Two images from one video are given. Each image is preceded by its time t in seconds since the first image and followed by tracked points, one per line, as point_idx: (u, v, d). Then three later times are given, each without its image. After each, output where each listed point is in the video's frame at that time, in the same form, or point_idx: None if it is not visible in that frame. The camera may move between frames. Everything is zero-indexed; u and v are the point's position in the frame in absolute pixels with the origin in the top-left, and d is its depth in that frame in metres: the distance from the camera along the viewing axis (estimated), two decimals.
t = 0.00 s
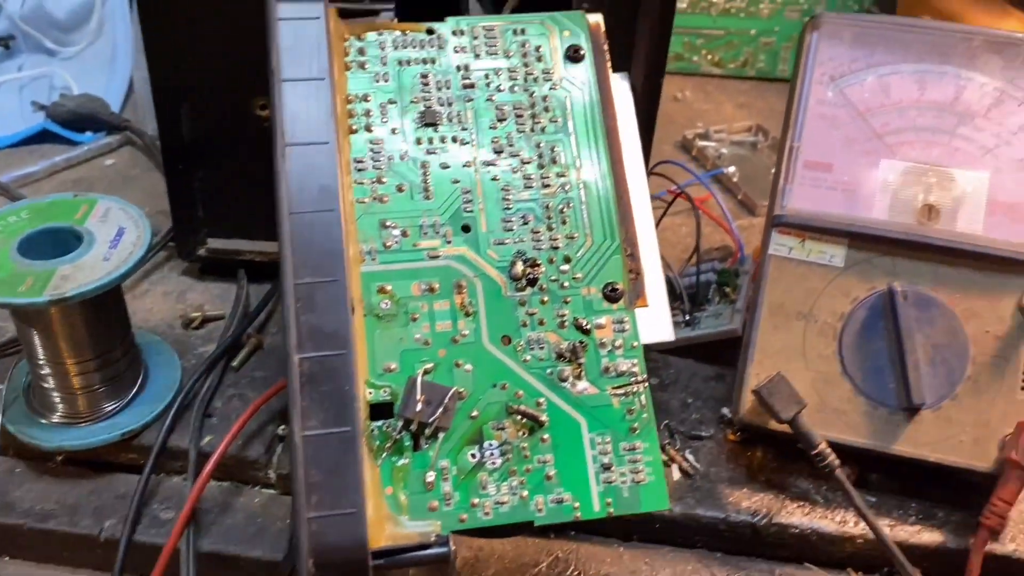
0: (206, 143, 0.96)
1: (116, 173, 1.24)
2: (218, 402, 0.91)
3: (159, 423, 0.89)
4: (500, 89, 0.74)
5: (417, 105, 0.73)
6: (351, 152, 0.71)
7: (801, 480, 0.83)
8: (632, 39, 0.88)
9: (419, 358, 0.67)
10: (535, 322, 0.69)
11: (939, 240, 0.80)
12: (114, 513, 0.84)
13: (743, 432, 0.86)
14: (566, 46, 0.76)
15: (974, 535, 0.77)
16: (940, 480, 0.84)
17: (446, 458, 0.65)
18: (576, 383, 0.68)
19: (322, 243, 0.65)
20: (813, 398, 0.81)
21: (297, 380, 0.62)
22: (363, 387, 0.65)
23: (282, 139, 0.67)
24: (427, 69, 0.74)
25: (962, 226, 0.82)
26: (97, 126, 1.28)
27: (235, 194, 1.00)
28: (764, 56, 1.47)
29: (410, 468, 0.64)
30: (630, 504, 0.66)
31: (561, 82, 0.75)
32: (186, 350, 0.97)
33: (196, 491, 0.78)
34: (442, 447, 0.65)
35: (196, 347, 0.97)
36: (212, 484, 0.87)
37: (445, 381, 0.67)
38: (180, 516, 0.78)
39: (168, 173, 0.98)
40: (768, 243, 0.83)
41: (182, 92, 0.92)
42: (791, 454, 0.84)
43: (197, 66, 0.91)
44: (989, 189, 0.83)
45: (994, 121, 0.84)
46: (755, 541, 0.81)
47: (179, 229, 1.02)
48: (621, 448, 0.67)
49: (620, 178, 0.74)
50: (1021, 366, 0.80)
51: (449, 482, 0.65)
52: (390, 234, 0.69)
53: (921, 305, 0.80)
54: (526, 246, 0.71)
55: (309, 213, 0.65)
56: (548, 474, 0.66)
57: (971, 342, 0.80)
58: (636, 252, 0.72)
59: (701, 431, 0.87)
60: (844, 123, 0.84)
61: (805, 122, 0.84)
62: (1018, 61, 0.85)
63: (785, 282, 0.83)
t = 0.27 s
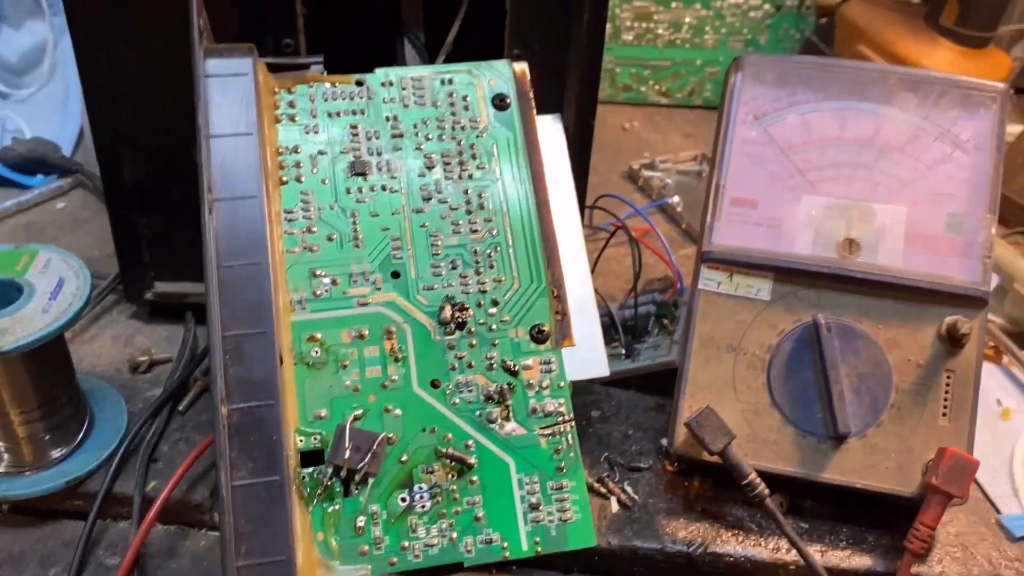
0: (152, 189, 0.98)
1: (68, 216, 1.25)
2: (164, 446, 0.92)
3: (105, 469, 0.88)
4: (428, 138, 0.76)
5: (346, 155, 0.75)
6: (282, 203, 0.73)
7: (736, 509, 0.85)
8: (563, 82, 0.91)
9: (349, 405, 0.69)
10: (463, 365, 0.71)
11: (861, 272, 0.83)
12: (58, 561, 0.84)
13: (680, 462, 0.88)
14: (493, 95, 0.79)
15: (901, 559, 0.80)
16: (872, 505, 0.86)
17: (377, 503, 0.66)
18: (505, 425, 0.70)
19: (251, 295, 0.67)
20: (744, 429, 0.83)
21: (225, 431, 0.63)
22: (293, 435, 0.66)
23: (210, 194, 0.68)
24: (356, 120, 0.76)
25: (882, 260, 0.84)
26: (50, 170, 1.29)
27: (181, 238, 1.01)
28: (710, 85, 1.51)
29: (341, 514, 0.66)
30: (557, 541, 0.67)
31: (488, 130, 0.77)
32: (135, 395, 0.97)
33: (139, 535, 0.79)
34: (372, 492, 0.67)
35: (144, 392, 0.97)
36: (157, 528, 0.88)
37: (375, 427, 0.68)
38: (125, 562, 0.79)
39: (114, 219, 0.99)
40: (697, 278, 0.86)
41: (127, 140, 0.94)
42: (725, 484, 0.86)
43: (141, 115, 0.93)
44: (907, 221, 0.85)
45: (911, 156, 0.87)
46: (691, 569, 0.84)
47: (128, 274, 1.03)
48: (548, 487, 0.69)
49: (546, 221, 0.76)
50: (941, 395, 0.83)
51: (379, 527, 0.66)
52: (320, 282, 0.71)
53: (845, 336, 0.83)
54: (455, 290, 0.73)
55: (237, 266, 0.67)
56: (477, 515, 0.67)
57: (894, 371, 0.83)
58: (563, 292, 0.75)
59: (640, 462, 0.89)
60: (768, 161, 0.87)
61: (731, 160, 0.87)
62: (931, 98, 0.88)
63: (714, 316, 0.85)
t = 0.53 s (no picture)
0: (110, 222, 0.98)
1: (30, 248, 1.25)
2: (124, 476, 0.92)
3: (63, 503, 0.88)
4: (376, 169, 0.77)
5: (294, 187, 0.76)
6: (230, 237, 0.73)
7: (692, 526, 0.86)
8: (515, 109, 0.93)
9: (299, 436, 0.69)
10: (413, 393, 0.72)
11: (808, 290, 0.84)
12: None
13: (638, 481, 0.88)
14: (441, 124, 0.80)
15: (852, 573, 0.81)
16: (824, 518, 0.87)
17: (327, 534, 0.67)
18: (455, 452, 0.70)
19: (198, 329, 0.67)
20: (697, 448, 0.84)
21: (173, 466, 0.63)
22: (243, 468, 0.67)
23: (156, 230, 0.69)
24: (304, 152, 0.77)
25: (829, 278, 0.85)
26: (11, 201, 1.29)
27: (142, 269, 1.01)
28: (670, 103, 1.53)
29: (292, 545, 0.66)
30: (508, 567, 0.68)
31: (436, 159, 0.79)
32: (93, 427, 0.96)
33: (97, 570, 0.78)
34: (323, 523, 0.67)
35: (103, 423, 0.97)
36: (117, 560, 0.87)
37: (325, 457, 0.69)
38: None
39: (71, 252, 0.99)
40: (650, 299, 0.87)
41: (84, 174, 0.95)
42: (680, 500, 0.87)
43: (97, 148, 0.93)
44: (851, 240, 0.86)
45: (856, 175, 0.87)
46: None
47: (86, 305, 1.02)
48: (499, 513, 0.69)
49: (495, 248, 0.77)
50: (890, 409, 0.84)
51: (330, 558, 0.66)
52: (268, 315, 0.72)
53: (793, 353, 0.84)
54: (404, 319, 0.74)
55: (183, 301, 0.68)
56: (428, 543, 0.68)
57: (843, 387, 0.84)
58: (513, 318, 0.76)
59: (599, 482, 0.90)
60: (715, 183, 0.89)
61: (679, 183, 0.89)
62: (874, 118, 0.89)
63: (667, 335, 0.86)
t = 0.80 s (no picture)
0: (97, 201, 1.00)
1: (17, 235, 1.25)
2: (115, 450, 0.93)
3: (55, 475, 0.89)
4: (360, 139, 0.80)
5: (280, 156, 0.78)
6: (218, 204, 0.75)
7: (673, 486, 0.89)
8: (493, 86, 0.96)
9: (288, 395, 0.71)
10: (399, 353, 0.74)
11: (781, 255, 0.87)
12: (10, 568, 0.85)
13: (620, 444, 0.91)
14: (422, 96, 0.82)
15: (828, 526, 0.83)
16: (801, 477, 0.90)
17: (317, 488, 0.69)
18: (441, 408, 0.73)
19: (187, 291, 0.69)
20: (676, 409, 0.86)
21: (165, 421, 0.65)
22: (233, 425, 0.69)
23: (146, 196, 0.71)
24: (289, 123, 0.79)
25: (801, 243, 0.88)
26: None
27: (129, 248, 1.03)
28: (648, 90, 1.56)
29: (282, 499, 0.68)
30: (493, 517, 0.70)
31: (418, 129, 0.81)
32: (84, 403, 0.98)
33: (89, 538, 0.80)
34: (312, 477, 0.69)
35: (94, 399, 0.99)
36: (109, 531, 0.89)
37: (314, 415, 0.71)
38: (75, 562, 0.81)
39: (60, 233, 1.00)
40: (628, 267, 0.90)
41: (72, 154, 0.96)
42: (661, 461, 0.90)
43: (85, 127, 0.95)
44: (822, 205, 0.89)
45: (825, 144, 0.90)
46: (631, 546, 0.87)
47: (75, 287, 1.04)
48: (484, 465, 0.72)
49: (477, 214, 0.79)
50: (862, 366, 0.86)
51: (320, 510, 0.68)
52: (256, 279, 0.74)
53: (768, 316, 0.86)
54: (389, 282, 0.76)
55: (173, 264, 0.69)
56: (415, 495, 0.70)
57: (816, 347, 0.86)
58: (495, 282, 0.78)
59: (582, 446, 0.92)
60: (690, 154, 0.91)
61: (655, 155, 0.91)
62: (842, 87, 0.91)
63: (645, 302, 0.89)
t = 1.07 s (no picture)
0: (75, 170, 1.00)
1: None
2: (95, 413, 0.94)
3: (35, 437, 0.91)
4: (332, 98, 0.82)
5: (253, 115, 0.80)
6: (192, 161, 0.77)
7: (644, 442, 0.91)
8: (466, 53, 0.97)
9: (262, 344, 0.72)
10: (371, 305, 0.75)
11: (747, 215, 0.89)
12: None
13: (592, 402, 0.93)
14: (392, 57, 0.85)
15: (794, 475, 0.84)
16: (769, 432, 0.92)
17: (290, 434, 0.70)
18: (412, 357, 0.74)
19: (161, 241, 0.70)
20: (646, 364, 0.87)
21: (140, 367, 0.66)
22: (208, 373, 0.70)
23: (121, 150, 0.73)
24: (262, 83, 0.82)
25: (767, 202, 0.90)
26: None
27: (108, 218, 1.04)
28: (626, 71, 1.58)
29: (256, 444, 0.69)
30: (464, 461, 0.72)
31: (389, 89, 0.84)
32: (64, 368, 0.99)
33: (69, 496, 0.81)
34: (286, 423, 0.71)
35: (74, 365, 1.00)
36: (88, 491, 0.90)
37: (287, 363, 0.72)
38: (55, 519, 0.82)
39: (39, 201, 1.01)
40: (599, 228, 0.92)
41: (50, 124, 0.97)
42: (632, 419, 0.92)
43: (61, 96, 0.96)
44: (788, 165, 0.91)
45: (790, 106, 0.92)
46: (602, 499, 0.88)
47: (56, 256, 1.06)
48: (454, 412, 0.73)
49: (448, 171, 0.82)
50: (826, 320, 0.88)
51: (293, 455, 0.70)
52: (230, 233, 0.75)
53: (734, 274, 0.88)
54: (361, 237, 0.78)
55: (148, 216, 0.71)
56: (387, 440, 0.71)
57: (781, 303, 0.88)
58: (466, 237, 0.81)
59: (555, 405, 0.94)
60: (659, 118, 0.93)
61: (624, 119, 0.93)
62: (806, 51, 0.94)
63: (615, 262, 0.91)
